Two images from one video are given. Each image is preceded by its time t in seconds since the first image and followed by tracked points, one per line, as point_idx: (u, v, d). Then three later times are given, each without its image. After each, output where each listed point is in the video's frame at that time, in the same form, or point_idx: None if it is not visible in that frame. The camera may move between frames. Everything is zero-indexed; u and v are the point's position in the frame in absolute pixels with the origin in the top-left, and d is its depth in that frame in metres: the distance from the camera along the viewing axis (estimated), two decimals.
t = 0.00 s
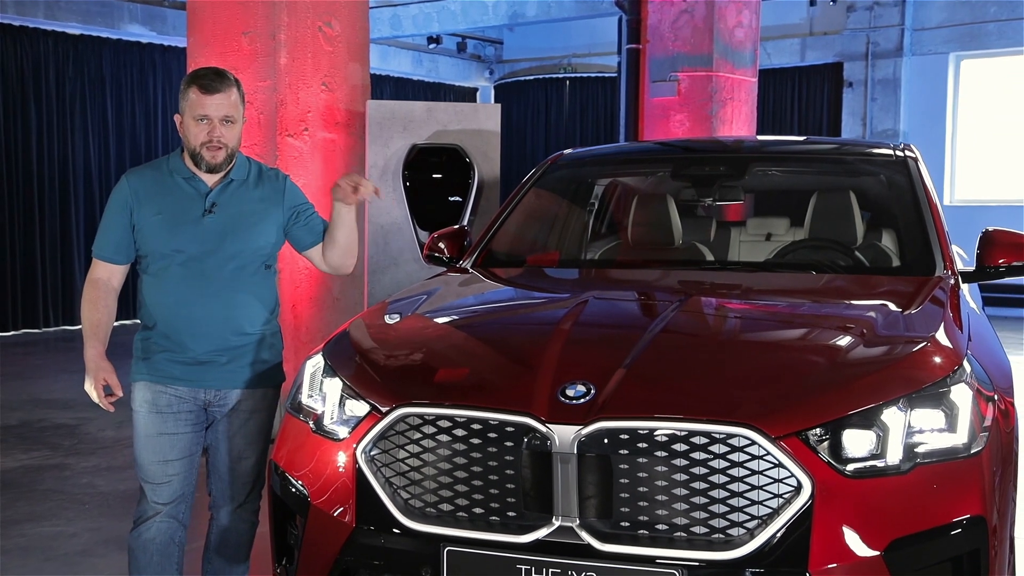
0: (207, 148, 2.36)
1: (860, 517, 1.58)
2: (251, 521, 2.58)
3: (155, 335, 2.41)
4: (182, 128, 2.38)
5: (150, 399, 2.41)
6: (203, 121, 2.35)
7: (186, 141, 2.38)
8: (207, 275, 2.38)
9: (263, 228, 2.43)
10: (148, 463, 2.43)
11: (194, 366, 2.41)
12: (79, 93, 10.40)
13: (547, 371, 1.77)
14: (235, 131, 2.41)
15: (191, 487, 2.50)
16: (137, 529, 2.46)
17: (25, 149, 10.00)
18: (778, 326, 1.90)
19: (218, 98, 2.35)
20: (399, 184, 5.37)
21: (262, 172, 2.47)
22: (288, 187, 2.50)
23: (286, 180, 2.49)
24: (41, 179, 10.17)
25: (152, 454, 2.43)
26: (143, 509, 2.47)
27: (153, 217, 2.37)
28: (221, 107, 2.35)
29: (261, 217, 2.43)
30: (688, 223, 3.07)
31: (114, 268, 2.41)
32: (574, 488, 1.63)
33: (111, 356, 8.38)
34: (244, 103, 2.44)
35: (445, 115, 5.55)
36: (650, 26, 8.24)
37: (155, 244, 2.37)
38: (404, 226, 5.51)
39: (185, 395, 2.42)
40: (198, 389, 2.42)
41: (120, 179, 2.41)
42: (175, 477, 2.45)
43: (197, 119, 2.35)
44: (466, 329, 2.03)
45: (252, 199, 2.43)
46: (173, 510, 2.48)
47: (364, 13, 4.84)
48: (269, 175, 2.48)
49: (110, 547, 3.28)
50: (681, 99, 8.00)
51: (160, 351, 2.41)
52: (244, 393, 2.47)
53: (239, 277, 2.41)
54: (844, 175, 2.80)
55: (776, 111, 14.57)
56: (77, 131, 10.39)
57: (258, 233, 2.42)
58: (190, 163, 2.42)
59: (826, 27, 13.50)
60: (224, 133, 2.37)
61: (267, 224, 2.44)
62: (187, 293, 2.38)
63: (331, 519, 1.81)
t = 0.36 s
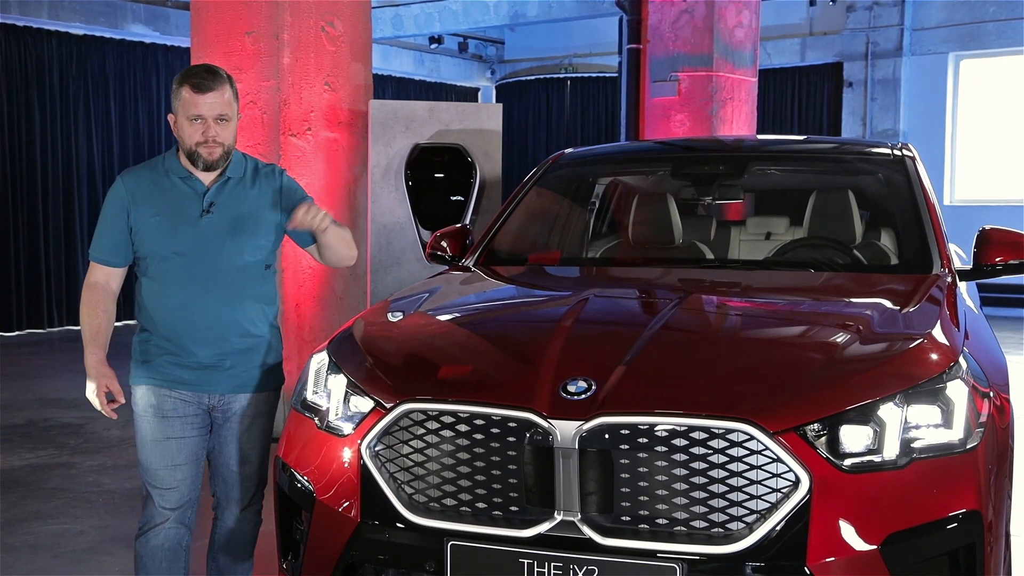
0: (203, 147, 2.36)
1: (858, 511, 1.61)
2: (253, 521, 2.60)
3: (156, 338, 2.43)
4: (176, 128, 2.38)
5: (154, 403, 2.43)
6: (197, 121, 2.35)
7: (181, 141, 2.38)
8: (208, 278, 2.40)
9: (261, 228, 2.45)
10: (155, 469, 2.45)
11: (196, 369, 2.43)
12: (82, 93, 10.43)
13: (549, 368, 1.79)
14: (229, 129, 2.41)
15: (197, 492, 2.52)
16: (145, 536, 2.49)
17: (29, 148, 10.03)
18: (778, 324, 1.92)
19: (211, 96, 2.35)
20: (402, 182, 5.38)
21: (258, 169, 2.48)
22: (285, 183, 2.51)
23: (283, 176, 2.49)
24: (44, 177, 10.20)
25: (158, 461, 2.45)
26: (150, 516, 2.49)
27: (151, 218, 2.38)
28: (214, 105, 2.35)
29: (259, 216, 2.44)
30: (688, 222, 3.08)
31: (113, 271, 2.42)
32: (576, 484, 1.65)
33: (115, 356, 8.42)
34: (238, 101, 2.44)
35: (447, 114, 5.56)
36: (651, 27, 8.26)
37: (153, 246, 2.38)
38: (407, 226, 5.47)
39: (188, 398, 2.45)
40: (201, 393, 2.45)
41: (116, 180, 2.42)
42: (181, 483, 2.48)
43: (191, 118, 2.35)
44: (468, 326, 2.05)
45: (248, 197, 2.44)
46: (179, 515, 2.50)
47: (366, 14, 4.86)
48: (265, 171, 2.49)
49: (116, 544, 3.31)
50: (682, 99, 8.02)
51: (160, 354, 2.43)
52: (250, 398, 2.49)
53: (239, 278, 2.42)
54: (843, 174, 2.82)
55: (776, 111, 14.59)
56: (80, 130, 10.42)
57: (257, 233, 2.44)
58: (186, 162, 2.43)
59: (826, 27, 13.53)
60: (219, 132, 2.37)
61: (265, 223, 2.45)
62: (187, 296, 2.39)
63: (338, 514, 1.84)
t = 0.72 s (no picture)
0: (188, 143, 2.28)
1: (857, 507, 1.62)
2: (248, 520, 2.58)
3: (147, 341, 2.37)
4: (161, 124, 2.32)
5: (148, 407, 2.38)
6: (182, 115, 2.28)
7: (166, 136, 2.31)
8: (203, 281, 2.35)
9: (252, 231, 2.40)
10: (151, 474, 2.41)
11: (190, 373, 2.38)
12: (84, 93, 10.45)
13: (550, 366, 1.81)
14: (216, 124, 2.34)
15: (193, 494, 2.49)
16: (144, 541, 2.44)
17: (31, 148, 10.05)
18: (778, 323, 1.94)
19: (196, 90, 2.28)
20: (404, 182, 5.38)
21: (247, 168, 2.43)
22: (276, 181, 2.46)
23: (274, 174, 2.45)
24: (46, 177, 10.22)
25: (155, 465, 2.41)
26: (146, 521, 2.45)
27: (140, 220, 2.31)
28: (199, 99, 2.28)
29: (251, 217, 2.40)
30: (688, 222, 3.10)
31: (99, 273, 2.34)
32: (578, 482, 1.67)
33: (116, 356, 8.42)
34: (225, 93, 2.37)
35: (449, 115, 5.57)
36: (651, 27, 8.28)
37: (143, 248, 2.31)
38: (409, 225, 5.48)
39: (184, 402, 2.40)
40: (197, 397, 2.40)
41: (99, 177, 2.33)
42: (178, 487, 2.44)
43: (176, 113, 2.28)
44: (470, 325, 2.07)
45: (240, 196, 2.39)
46: (177, 518, 2.46)
47: (368, 15, 4.88)
48: (255, 169, 2.44)
49: (120, 542, 3.33)
50: (682, 99, 8.04)
51: (153, 358, 2.37)
52: (249, 399, 2.46)
53: (235, 280, 2.38)
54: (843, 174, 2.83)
55: (776, 111, 14.61)
56: (82, 131, 10.43)
57: (249, 235, 2.39)
58: (173, 160, 2.36)
59: (826, 27, 13.54)
60: (204, 126, 2.30)
61: (258, 223, 2.41)
62: (180, 299, 2.34)
63: (342, 510, 1.85)
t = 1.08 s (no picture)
0: (176, 141, 2.27)
1: (860, 506, 1.63)
2: (253, 519, 2.58)
3: (140, 344, 2.36)
4: (149, 122, 2.30)
5: (143, 412, 2.38)
6: (169, 114, 2.26)
7: (154, 135, 2.29)
8: (197, 283, 2.34)
9: (246, 231, 2.39)
10: (148, 480, 2.42)
11: (186, 376, 2.37)
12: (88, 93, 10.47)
13: (554, 366, 1.82)
14: (204, 121, 2.32)
15: (192, 498, 2.50)
16: (144, 546, 2.46)
17: (34, 148, 10.07)
18: (781, 324, 1.95)
19: (183, 87, 2.26)
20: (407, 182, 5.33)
21: (239, 166, 2.42)
22: (269, 180, 2.46)
23: (266, 172, 2.44)
24: (50, 177, 10.25)
25: (151, 472, 2.41)
26: (145, 527, 2.46)
27: (132, 223, 2.31)
28: (186, 96, 2.26)
29: (244, 217, 2.39)
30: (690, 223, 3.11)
31: (89, 277, 2.34)
32: (583, 482, 1.68)
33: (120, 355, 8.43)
34: (214, 90, 2.35)
35: (452, 116, 5.58)
36: (654, 28, 8.29)
37: (136, 251, 2.31)
38: (412, 226, 5.42)
39: (179, 406, 2.39)
40: (193, 400, 2.40)
41: (89, 179, 2.33)
42: (175, 493, 2.44)
43: (163, 111, 2.26)
44: (474, 326, 2.08)
45: (233, 195, 2.38)
46: (177, 521, 2.47)
47: (372, 16, 4.90)
48: (247, 167, 2.43)
49: (124, 540, 3.34)
50: (685, 99, 8.04)
51: (147, 361, 2.37)
52: (247, 401, 2.46)
53: (231, 281, 2.38)
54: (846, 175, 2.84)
55: (779, 111, 14.61)
56: (86, 131, 10.45)
57: (242, 235, 2.39)
58: (163, 160, 2.35)
59: (829, 28, 13.54)
60: (193, 124, 2.28)
61: (252, 223, 2.41)
62: (174, 302, 2.34)
63: (347, 509, 1.86)
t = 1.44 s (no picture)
0: (163, 138, 2.28)
1: (861, 505, 1.64)
2: (260, 520, 2.59)
3: (135, 345, 2.36)
4: (135, 121, 2.31)
5: (140, 416, 2.39)
6: (154, 111, 2.27)
7: (141, 134, 2.30)
8: (193, 284, 2.34)
9: (239, 230, 2.39)
10: (147, 486, 2.43)
11: (183, 377, 2.38)
12: (90, 94, 10.51)
13: (557, 367, 1.83)
14: (191, 117, 2.32)
15: (192, 502, 2.51)
16: (146, 550, 2.47)
17: (38, 149, 10.11)
18: (782, 325, 1.96)
19: (167, 83, 2.27)
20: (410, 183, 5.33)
21: (230, 165, 2.43)
22: (260, 178, 2.46)
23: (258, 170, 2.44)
24: (53, 178, 10.28)
25: (150, 477, 2.42)
26: (145, 531, 2.47)
27: (124, 224, 2.30)
28: (171, 93, 2.27)
29: (237, 216, 2.39)
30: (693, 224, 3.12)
31: (83, 280, 2.33)
32: (585, 483, 1.69)
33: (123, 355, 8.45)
34: (200, 87, 2.36)
35: (455, 117, 5.60)
36: (657, 29, 8.31)
37: (129, 253, 2.30)
38: (415, 226, 5.38)
39: (177, 410, 2.40)
40: (191, 403, 2.41)
41: (79, 182, 2.32)
42: (174, 497, 2.46)
43: (148, 109, 2.27)
44: (477, 327, 2.10)
45: (225, 194, 2.39)
46: (178, 524, 2.49)
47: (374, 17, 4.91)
48: (238, 165, 2.43)
49: (128, 539, 3.36)
50: (688, 100, 8.06)
51: (143, 363, 2.37)
52: (245, 403, 2.47)
53: (227, 282, 2.38)
54: (847, 177, 2.85)
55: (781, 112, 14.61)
56: (88, 131, 10.48)
57: (237, 234, 2.39)
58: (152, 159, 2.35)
59: (831, 28, 13.54)
60: (178, 121, 2.29)
61: (245, 221, 2.41)
62: (170, 303, 2.34)
63: (352, 508, 1.88)
